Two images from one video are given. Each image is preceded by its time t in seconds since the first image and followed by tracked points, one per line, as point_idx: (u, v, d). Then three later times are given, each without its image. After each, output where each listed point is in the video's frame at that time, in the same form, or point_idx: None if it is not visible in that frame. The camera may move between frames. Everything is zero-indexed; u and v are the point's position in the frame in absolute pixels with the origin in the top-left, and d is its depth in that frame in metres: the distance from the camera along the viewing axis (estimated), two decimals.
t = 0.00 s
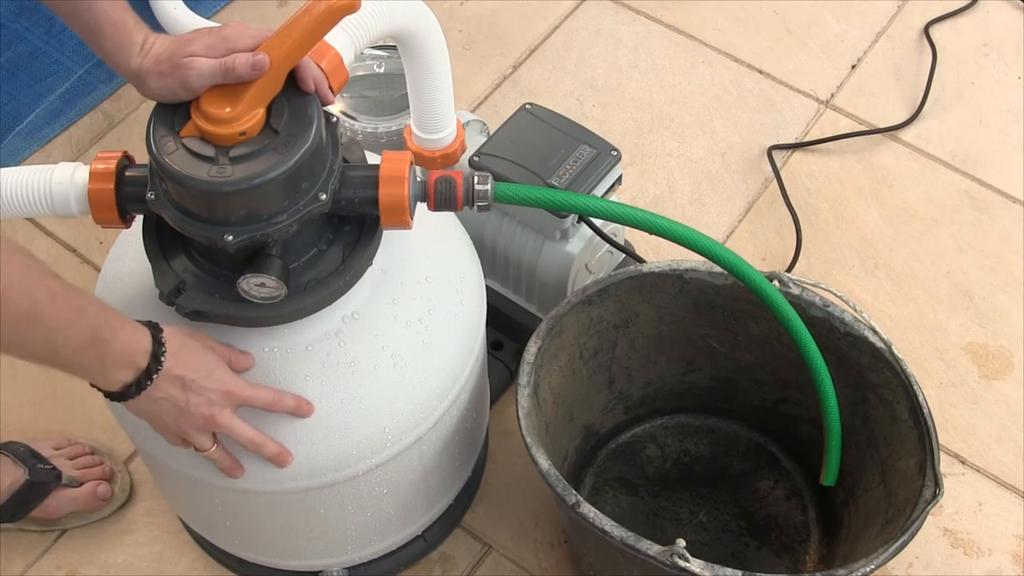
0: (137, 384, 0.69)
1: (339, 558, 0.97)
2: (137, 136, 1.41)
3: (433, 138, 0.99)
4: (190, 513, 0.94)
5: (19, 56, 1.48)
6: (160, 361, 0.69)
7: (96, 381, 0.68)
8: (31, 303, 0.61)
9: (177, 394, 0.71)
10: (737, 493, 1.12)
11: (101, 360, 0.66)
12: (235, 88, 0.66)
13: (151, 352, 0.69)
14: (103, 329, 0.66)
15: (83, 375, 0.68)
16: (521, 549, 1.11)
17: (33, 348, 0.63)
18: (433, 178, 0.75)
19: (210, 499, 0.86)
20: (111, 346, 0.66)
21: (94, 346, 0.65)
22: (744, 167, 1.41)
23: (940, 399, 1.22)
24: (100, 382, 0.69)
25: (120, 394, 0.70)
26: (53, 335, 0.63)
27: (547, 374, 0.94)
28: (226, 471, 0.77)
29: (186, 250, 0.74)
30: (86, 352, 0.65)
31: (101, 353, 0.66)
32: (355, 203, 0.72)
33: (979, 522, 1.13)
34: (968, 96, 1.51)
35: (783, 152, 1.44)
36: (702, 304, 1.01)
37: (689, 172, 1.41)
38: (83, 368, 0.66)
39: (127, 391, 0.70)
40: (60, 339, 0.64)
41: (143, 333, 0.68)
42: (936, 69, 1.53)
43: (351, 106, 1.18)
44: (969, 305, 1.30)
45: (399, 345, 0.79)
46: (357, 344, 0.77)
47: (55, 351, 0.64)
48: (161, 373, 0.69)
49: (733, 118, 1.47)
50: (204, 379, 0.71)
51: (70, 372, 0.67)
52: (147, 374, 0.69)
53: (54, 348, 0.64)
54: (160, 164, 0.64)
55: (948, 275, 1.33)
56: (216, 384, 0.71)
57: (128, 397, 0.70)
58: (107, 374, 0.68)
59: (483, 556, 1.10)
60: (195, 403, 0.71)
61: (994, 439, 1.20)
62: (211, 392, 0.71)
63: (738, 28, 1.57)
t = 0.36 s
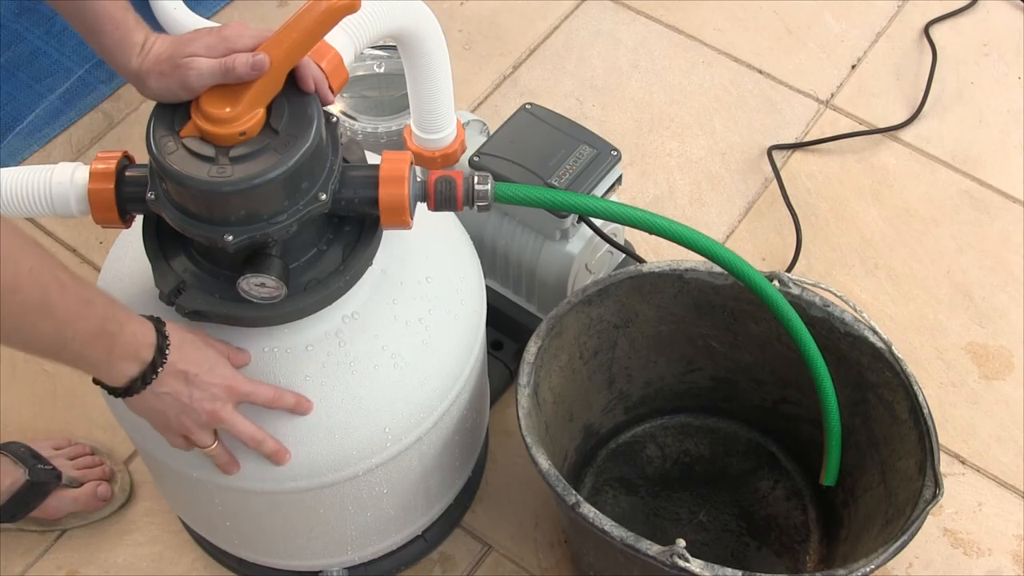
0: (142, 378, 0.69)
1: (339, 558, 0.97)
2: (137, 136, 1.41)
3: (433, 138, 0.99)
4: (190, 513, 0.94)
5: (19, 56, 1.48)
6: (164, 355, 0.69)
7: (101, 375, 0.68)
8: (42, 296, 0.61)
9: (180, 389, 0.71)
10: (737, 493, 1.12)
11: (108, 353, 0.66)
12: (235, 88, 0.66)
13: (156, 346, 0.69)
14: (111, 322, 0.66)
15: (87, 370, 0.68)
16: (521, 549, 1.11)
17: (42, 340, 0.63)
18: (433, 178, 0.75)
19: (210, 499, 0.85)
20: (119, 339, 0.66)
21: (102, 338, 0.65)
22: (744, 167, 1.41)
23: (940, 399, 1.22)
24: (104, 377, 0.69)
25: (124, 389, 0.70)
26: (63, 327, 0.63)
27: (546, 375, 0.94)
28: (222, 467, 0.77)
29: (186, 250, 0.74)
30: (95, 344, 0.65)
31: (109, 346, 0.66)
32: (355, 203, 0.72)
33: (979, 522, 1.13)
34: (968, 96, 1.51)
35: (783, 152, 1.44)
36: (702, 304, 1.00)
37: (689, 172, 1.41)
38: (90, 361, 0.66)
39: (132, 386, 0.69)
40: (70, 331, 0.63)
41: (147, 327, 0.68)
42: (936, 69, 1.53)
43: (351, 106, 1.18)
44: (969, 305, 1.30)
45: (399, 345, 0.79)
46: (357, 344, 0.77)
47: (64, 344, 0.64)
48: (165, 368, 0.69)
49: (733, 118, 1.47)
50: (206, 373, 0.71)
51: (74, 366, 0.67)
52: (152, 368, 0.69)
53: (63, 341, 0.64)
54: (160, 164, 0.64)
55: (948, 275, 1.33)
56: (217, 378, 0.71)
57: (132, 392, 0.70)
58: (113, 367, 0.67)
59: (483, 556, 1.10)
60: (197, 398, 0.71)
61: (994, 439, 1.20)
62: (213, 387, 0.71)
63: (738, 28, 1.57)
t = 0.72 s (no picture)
0: (145, 379, 0.69)
1: (339, 558, 0.97)
2: (137, 136, 1.41)
3: (433, 138, 0.99)
4: (190, 513, 0.94)
5: (19, 56, 1.48)
6: (166, 354, 0.69)
7: (103, 377, 0.68)
8: (45, 295, 0.61)
9: (183, 389, 0.71)
10: (737, 493, 1.12)
11: (111, 353, 0.66)
12: (235, 88, 0.66)
13: (157, 345, 0.69)
14: (114, 321, 0.66)
15: (88, 372, 0.68)
16: (520, 549, 1.11)
17: (45, 341, 0.63)
18: (433, 178, 0.75)
19: (210, 499, 0.85)
20: (121, 338, 0.67)
21: (105, 339, 0.66)
22: (744, 167, 1.41)
23: (940, 399, 1.22)
24: (107, 379, 0.69)
25: (126, 391, 0.70)
26: (66, 326, 0.63)
27: (547, 374, 0.94)
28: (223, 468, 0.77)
29: (186, 250, 0.74)
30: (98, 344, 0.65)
31: (112, 346, 0.66)
32: (355, 203, 0.72)
33: (979, 522, 1.13)
34: (968, 96, 1.51)
35: (783, 152, 1.44)
36: (702, 304, 1.01)
37: (689, 172, 1.41)
38: (93, 363, 0.66)
39: (135, 387, 0.70)
40: (73, 330, 0.63)
41: (148, 328, 0.69)
42: (936, 69, 1.53)
43: (351, 106, 1.18)
44: (969, 305, 1.30)
45: (399, 345, 0.79)
46: (357, 344, 0.77)
47: (67, 344, 0.64)
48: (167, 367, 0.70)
49: (733, 118, 1.47)
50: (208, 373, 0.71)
51: (76, 368, 0.67)
52: (154, 367, 0.69)
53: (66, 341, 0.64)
54: (160, 164, 0.64)
55: (948, 275, 1.33)
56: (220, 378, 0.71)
57: (135, 394, 0.70)
58: (116, 368, 0.67)
59: (482, 556, 1.10)
60: (200, 398, 0.71)
61: (994, 439, 1.20)
62: (215, 386, 0.71)
63: (738, 28, 1.57)
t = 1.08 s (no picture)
0: (142, 383, 0.70)
1: (339, 558, 0.97)
2: (137, 136, 1.41)
3: (433, 138, 0.99)
4: (190, 514, 0.94)
5: (19, 56, 1.48)
6: (161, 356, 0.70)
7: (101, 383, 0.69)
8: (38, 300, 0.62)
9: (180, 391, 0.71)
10: (737, 493, 1.12)
11: (107, 358, 0.67)
12: (235, 88, 0.66)
13: (151, 348, 0.69)
14: (109, 325, 0.67)
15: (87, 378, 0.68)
16: (520, 549, 1.11)
17: (41, 348, 0.64)
18: (433, 178, 0.75)
19: (210, 499, 0.85)
20: (117, 342, 0.67)
21: (99, 343, 0.66)
22: (744, 167, 1.41)
23: (940, 399, 1.22)
24: (105, 385, 0.69)
25: (126, 397, 0.71)
26: (61, 331, 0.64)
27: (547, 374, 0.93)
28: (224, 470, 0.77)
29: (186, 250, 0.74)
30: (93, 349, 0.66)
31: (108, 350, 0.67)
32: (355, 203, 0.72)
33: (979, 522, 1.13)
34: (968, 96, 1.51)
35: (783, 152, 1.44)
36: (702, 304, 1.00)
37: (689, 172, 1.41)
38: (90, 368, 0.67)
39: (133, 391, 0.70)
40: (68, 335, 0.64)
41: (142, 331, 0.69)
42: (936, 69, 1.53)
43: (351, 106, 1.18)
44: (969, 305, 1.30)
45: (399, 345, 0.79)
46: (357, 344, 0.77)
47: (64, 350, 0.65)
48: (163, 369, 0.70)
49: (733, 118, 1.47)
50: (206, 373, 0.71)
51: (74, 375, 0.68)
52: (150, 370, 0.70)
53: (62, 347, 0.65)
54: (160, 164, 0.64)
55: (948, 275, 1.33)
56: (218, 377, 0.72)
57: (133, 400, 0.71)
58: (113, 373, 0.68)
59: (482, 556, 1.10)
60: (199, 399, 0.72)
61: (994, 439, 1.20)
62: (213, 387, 0.72)
63: (738, 28, 1.57)
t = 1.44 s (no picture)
0: (140, 387, 0.70)
1: (339, 558, 0.97)
2: (137, 136, 1.41)
3: (433, 138, 0.99)
4: (190, 514, 0.94)
5: (19, 56, 1.48)
6: (156, 358, 0.70)
7: (100, 391, 0.69)
8: (32, 311, 0.62)
9: (179, 393, 0.72)
10: (737, 493, 1.12)
11: (103, 364, 0.67)
12: (235, 88, 0.66)
13: (146, 351, 0.70)
14: (102, 329, 0.67)
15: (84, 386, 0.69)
16: (520, 549, 1.11)
17: (37, 360, 0.64)
18: (433, 178, 0.75)
19: (210, 499, 0.85)
20: (112, 347, 0.68)
21: (95, 349, 0.67)
22: (744, 167, 1.41)
23: (940, 399, 1.22)
24: (104, 393, 0.70)
25: (125, 403, 0.71)
26: (56, 340, 0.64)
27: (547, 374, 0.94)
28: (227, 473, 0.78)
29: (187, 250, 0.74)
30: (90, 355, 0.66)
31: (103, 356, 0.67)
32: (355, 203, 0.72)
33: (979, 522, 1.13)
34: (968, 96, 1.51)
35: (783, 152, 1.44)
36: (702, 304, 1.01)
37: (689, 172, 1.41)
38: (87, 375, 0.67)
39: (132, 396, 0.71)
40: (63, 344, 0.65)
41: (135, 335, 0.70)
42: (936, 69, 1.53)
43: (351, 106, 1.18)
44: (969, 305, 1.30)
45: (399, 345, 0.79)
46: (357, 344, 0.77)
47: (60, 360, 0.65)
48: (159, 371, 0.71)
49: (733, 118, 1.47)
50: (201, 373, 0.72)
51: (72, 385, 0.68)
52: (147, 373, 0.70)
53: (59, 357, 0.65)
54: (160, 164, 0.64)
55: (947, 275, 1.33)
56: (216, 376, 0.72)
57: (133, 405, 0.72)
58: (110, 379, 0.68)
59: (482, 556, 1.10)
60: (197, 400, 0.72)
61: (994, 439, 1.20)
62: (211, 387, 0.72)
63: (738, 28, 1.57)
